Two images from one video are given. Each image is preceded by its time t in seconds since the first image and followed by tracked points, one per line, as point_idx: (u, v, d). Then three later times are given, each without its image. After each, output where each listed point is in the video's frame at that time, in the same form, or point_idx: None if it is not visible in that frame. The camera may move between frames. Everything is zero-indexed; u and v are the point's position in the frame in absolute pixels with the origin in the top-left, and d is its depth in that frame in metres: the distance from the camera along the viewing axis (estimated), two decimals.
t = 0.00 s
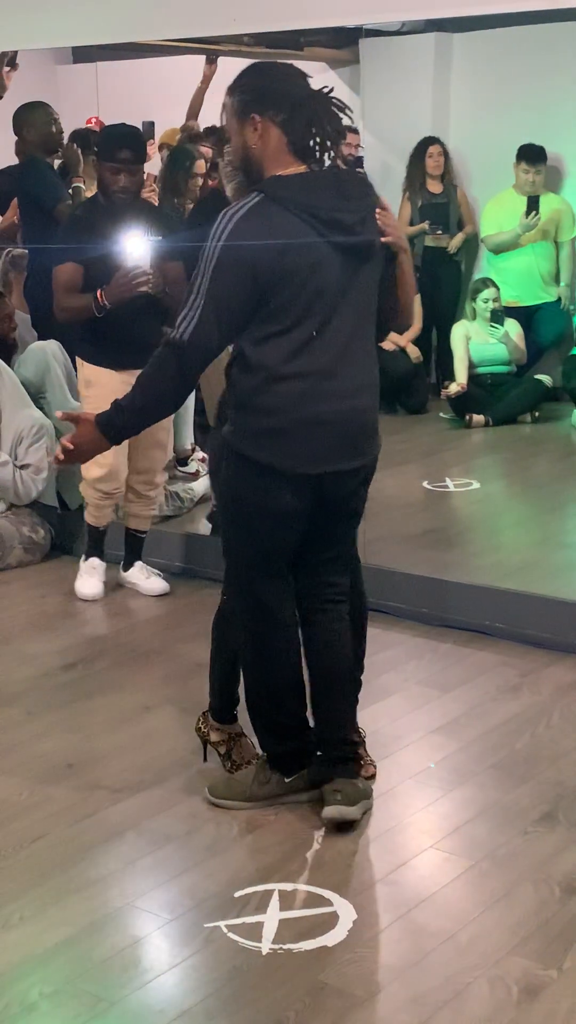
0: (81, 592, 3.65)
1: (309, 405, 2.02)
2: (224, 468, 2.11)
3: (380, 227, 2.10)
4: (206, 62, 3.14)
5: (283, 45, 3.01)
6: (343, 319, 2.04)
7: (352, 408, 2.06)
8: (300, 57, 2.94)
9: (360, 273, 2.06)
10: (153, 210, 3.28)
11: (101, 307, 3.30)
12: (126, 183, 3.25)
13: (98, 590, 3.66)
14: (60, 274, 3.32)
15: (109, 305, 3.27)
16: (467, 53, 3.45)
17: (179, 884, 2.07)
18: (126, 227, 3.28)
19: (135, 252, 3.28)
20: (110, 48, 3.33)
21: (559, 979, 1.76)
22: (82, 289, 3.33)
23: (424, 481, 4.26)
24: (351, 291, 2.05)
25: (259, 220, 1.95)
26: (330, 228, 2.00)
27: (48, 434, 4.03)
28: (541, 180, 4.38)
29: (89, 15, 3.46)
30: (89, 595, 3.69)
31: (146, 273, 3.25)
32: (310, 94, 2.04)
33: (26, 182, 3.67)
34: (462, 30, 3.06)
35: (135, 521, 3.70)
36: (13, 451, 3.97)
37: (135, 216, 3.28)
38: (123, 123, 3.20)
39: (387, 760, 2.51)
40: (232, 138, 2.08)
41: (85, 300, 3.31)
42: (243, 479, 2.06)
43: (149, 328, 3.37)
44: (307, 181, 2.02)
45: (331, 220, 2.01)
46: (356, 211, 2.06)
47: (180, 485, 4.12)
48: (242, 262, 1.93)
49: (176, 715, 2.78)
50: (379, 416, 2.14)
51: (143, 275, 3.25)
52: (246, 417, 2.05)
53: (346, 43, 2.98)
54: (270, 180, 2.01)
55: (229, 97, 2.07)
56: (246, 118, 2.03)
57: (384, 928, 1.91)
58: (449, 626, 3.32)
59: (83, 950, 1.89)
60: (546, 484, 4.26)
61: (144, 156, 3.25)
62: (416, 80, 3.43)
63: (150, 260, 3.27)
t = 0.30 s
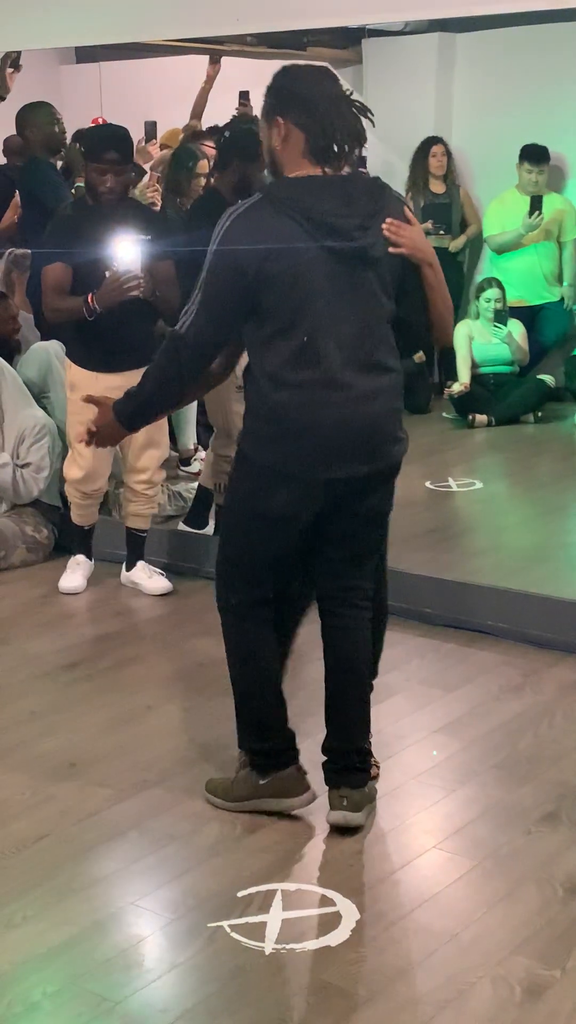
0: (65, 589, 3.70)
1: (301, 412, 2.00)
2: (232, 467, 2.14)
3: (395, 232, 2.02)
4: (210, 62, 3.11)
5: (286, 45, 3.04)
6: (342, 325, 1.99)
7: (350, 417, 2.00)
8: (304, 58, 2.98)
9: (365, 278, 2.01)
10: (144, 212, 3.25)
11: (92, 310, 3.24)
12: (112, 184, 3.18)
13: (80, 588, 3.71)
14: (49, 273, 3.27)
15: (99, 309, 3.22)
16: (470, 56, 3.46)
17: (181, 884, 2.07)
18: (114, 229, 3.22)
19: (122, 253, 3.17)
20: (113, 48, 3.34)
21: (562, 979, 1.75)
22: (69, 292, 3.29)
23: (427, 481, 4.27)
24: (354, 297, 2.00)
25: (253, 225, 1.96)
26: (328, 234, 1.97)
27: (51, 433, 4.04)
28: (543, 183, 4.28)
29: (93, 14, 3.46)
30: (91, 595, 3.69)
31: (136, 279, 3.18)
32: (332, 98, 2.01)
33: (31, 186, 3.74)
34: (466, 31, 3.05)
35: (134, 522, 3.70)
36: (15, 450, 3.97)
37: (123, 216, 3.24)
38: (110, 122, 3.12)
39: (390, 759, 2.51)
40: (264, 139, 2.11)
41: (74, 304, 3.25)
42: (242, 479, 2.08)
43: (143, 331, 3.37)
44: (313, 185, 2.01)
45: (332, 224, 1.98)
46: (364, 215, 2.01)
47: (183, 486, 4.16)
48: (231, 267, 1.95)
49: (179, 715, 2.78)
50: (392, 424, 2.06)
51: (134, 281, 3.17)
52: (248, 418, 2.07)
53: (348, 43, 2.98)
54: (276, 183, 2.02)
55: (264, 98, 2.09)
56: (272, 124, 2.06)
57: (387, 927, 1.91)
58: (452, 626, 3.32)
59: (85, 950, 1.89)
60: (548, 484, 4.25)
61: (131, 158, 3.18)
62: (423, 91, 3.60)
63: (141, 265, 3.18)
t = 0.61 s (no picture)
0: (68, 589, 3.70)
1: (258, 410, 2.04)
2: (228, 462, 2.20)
3: (359, 243, 1.97)
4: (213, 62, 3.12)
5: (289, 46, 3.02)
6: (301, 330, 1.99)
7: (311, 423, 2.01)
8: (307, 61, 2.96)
9: (321, 286, 1.98)
10: (132, 214, 3.39)
11: (83, 314, 3.36)
12: (99, 185, 3.31)
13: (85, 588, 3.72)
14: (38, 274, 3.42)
15: (90, 312, 3.33)
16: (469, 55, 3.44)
17: (184, 884, 2.07)
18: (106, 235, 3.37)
19: (115, 259, 3.32)
20: (117, 49, 3.35)
21: (566, 980, 1.75)
22: (58, 295, 3.43)
23: (430, 481, 4.28)
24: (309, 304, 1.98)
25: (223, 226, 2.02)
26: (285, 240, 1.99)
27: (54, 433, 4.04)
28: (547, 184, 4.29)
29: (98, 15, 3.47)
30: (94, 595, 3.70)
31: (127, 282, 3.32)
32: (328, 109, 2.02)
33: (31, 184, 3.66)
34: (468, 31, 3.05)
35: (134, 522, 3.71)
36: (18, 450, 3.98)
37: (112, 216, 3.38)
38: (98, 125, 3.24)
39: (394, 760, 2.51)
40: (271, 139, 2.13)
41: (65, 307, 3.37)
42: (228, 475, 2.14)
43: (135, 330, 3.49)
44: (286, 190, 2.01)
45: (292, 230, 1.99)
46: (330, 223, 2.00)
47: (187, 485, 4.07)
48: (198, 264, 2.04)
49: (183, 715, 2.78)
50: (349, 435, 2.02)
51: (125, 284, 3.32)
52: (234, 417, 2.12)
53: (351, 43, 2.98)
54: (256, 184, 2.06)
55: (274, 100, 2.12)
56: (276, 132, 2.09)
57: (391, 928, 1.91)
58: (455, 626, 3.32)
59: (88, 949, 1.89)
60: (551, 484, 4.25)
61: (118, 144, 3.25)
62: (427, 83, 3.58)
63: (132, 269, 3.33)
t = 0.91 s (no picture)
0: (70, 587, 3.70)
1: (199, 405, 2.02)
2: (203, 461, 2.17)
3: (287, 230, 1.87)
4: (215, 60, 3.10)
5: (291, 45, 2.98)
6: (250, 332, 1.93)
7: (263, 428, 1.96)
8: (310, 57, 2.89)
9: (250, 279, 1.91)
10: (115, 210, 3.37)
11: (70, 315, 3.31)
12: (86, 186, 3.28)
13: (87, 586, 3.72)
14: (24, 276, 3.35)
15: (77, 314, 3.28)
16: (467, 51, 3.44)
17: (186, 884, 2.07)
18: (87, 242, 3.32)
19: (100, 261, 3.29)
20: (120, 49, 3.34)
21: (567, 979, 1.75)
22: (45, 295, 3.36)
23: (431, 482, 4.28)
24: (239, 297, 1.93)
25: (187, 225, 1.98)
26: (218, 232, 1.93)
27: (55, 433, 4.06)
28: (550, 184, 4.25)
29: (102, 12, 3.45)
30: (95, 595, 3.70)
31: (116, 286, 3.29)
32: (261, 102, 1.93)
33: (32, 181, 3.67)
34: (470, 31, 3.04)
35: (132, 520, 3.71)
36: (19, 450, 3.99)
37: (98, 217, 3.34)
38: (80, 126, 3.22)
39: (395, 759, 2.51)
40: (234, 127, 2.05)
41: (51, 308, 3.31)
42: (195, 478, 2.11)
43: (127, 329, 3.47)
44: (233, 185, 1.93)
45: (225, 222, 1.93)
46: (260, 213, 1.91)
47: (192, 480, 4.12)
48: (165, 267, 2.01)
49: (185, 715, 2.78)
50: (288, 436, 1.97)
51: (113, 287, 3.28)
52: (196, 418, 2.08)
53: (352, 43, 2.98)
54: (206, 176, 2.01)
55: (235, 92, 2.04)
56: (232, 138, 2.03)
57: (392, 927, 1.91)
58: (456, 626, 3.32)
59: (89, 949, 1.89)
60: (552, 485, 4.24)
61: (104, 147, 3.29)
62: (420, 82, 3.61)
63: (119, 269, 3.28)
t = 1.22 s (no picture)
0: (71, 585, 3.70)
1: (188, 405, 2.02)
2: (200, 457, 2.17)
3: (274, 230, 1.84)
4: (215, 59, 3.10)
5: (292, 44, 2.98)
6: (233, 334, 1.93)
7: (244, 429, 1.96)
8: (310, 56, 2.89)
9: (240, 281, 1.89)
10: (110, 210, 3.39)
11: (61, 315, 3.33)
12: (78, 185, 3.30)
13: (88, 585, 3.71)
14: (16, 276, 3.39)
15: (69, 314, 3.31)
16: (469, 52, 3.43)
17: (186, 882, 2.07)
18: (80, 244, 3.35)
19: (93, 263, 3.32)
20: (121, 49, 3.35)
21: (567, 978, 1.75)
22: (37, 294, 3.40)
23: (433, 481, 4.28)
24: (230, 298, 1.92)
25: (187, 222, 1.99)
26: (209, 238, 1.93)
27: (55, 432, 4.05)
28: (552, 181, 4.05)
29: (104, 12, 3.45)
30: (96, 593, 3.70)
31: (107, 287, 3.33)
32: (245, 111, 1.90)
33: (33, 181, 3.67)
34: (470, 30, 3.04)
35: (131, 518, 3.72)
36: (19, 450, 3.98)
37: (89, 216, 3.36)
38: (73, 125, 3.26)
39: (396, 758, 2.50)
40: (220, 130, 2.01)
41: (43, 308, 3.35)
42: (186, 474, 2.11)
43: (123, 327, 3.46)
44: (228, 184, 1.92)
45: (215, 226, 1.92)
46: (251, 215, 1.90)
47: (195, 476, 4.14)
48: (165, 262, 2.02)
49: (185, 713, 2.78)
50: (268, 441, 1.96)
51: (104, 289, 3.32)
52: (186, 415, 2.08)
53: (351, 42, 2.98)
54: (200, 184, 2.00)
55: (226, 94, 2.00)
56: (213, 150, 1.99)
57: (392, 926, 1.91)
58: (457, 625, 3.31)
59: (89, 948, 1.89)
60: (553, 484, 4.23)
61: (103, 141, 3.36)
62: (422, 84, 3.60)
63: (111, 272, 3.33)
